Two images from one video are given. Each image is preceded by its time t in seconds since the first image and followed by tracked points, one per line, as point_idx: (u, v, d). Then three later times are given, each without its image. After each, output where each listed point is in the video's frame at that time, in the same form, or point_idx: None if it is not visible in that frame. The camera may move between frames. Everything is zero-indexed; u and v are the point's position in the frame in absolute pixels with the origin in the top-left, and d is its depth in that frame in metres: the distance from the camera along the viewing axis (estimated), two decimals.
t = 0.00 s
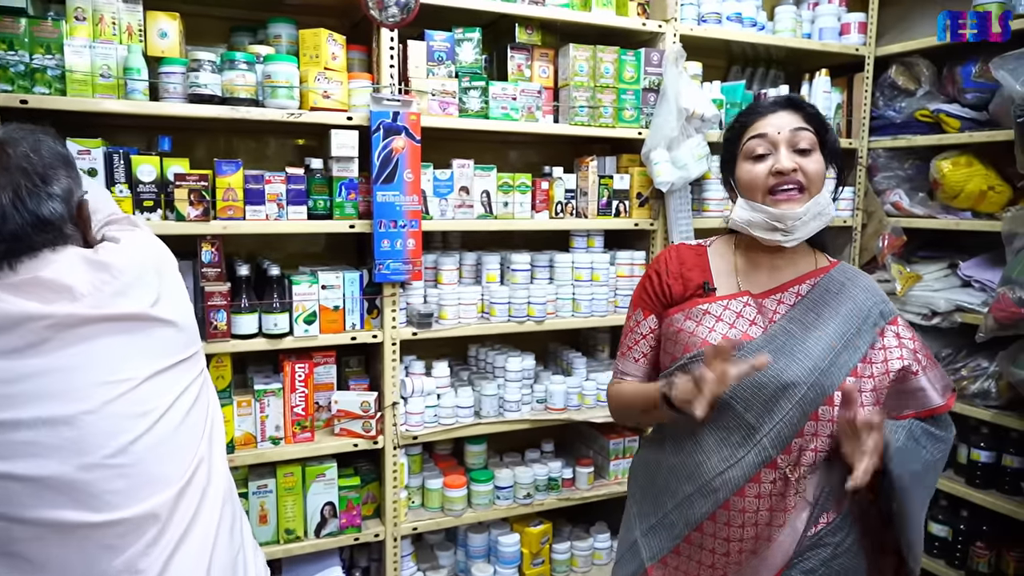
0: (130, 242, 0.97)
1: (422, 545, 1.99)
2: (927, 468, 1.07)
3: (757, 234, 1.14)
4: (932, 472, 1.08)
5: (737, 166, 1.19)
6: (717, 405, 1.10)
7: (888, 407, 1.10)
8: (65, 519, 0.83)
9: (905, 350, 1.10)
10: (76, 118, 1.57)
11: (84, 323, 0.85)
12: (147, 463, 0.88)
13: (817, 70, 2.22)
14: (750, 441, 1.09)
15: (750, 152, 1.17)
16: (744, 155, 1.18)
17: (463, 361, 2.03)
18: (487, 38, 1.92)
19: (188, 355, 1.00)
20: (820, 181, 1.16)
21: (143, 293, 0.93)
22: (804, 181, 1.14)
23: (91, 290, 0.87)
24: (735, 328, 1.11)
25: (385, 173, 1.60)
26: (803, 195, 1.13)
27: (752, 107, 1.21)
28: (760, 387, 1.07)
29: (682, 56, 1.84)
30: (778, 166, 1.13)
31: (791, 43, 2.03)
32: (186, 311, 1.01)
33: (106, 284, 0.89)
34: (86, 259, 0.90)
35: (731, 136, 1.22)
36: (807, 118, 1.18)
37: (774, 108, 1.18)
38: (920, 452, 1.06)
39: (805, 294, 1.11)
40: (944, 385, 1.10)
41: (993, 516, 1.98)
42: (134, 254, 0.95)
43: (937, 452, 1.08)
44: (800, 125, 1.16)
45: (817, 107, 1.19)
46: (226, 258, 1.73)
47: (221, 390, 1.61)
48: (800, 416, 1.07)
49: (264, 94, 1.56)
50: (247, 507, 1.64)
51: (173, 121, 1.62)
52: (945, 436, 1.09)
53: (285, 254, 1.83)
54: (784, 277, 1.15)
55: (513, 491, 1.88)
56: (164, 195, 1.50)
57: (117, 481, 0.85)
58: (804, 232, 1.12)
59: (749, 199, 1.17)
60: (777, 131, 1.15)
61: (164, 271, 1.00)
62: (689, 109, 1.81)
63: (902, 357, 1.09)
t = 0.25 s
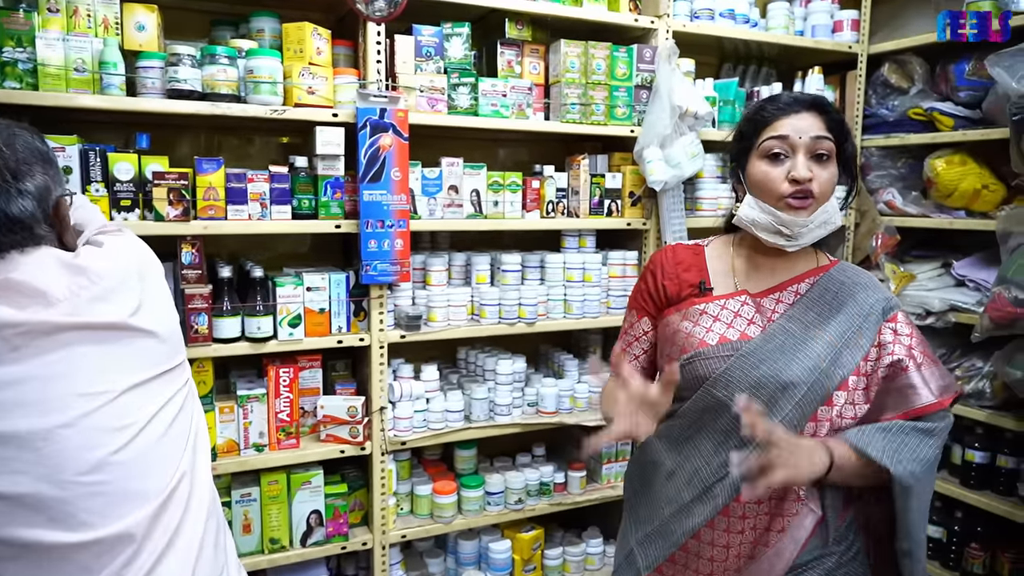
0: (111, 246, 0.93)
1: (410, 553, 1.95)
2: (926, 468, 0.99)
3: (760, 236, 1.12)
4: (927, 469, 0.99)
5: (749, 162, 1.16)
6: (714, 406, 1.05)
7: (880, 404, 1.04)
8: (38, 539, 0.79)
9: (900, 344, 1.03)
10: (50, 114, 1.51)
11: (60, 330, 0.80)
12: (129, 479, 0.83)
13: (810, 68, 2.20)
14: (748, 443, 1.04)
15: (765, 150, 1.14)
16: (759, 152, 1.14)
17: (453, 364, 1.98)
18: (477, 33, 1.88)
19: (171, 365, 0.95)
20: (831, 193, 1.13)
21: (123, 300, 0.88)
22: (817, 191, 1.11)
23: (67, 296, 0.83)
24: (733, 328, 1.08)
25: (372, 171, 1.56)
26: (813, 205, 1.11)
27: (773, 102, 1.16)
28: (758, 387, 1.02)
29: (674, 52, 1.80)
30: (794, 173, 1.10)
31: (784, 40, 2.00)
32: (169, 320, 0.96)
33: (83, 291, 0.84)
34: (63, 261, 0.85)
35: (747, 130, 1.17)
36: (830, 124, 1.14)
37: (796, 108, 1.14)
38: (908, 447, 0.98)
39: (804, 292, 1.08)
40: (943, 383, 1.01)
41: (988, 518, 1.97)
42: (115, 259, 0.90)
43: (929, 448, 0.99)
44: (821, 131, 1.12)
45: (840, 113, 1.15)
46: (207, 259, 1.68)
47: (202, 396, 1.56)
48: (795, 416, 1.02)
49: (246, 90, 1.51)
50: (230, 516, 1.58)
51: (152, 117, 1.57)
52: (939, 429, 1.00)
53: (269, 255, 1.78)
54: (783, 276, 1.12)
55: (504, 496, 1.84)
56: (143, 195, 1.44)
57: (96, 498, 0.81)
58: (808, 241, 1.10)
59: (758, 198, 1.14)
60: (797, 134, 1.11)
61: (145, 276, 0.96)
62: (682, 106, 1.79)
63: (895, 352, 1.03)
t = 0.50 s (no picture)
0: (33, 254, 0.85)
1: (360, 563, 1.89)
2: (876, 470, 1.03)
3: (708, 224, 1.10)
4: (880, 473, 1.03)
5: (698, 152, 1.16)
6: (668, 414, 1.03)
7: (831, 406, 1.06)
8: None
9: (854, 347, 1.04)
10: None
11: None
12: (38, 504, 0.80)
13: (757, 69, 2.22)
14: (702, 451, 1.02)
15: (712, 139, 1.14)
16: (706, 142, 1.15)
17: (402, 368, 1.93)
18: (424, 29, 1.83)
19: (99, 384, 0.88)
20: (777, 181, 1.12)
21: (44, 315, 0.81)
22: (762, 176, 1.10)
23: None
24: (688, 333, 1.06)
25: (315, 170, 1.50)
26: (760, 190, 1.10)
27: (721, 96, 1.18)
28: (713, 393, 1.00)
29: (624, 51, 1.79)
30: (737, 157, 1.10)
31: (732, 40, 2.01)
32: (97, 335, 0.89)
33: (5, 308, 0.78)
34: None
35: (698, 123, 1.19)
36: (776, 115, 1.15)
37: (743, 99, 1.15)
38: (863, 453, 1.02)
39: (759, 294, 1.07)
40: (893, 386, 1.04)
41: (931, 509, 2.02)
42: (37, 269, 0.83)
43: (881, 451, 1.04)
44: (767, 120, 1.13)
45: (786, 106, 1.16)
46: (139, 263, 1.59)
47: (134, 408, 1.46)
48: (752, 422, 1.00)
49: (179, 84, 1.43)
50: (166, 534, 1.50)
51: (77, 112, 1.47)
52: (890, 432, 1.04)
53: (207, 258, 1.70)
54: (736, 279, 1.11)
55: (456, 502, 1.80)
56: (67, 195, 1.35)
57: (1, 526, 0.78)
58: (759, 228, 1.08)
59: (706, 186, 1.13)
60: (742, 121, 1.12)
61: (74, 286, 0.88)
62: (632, 105, 1.78)
63: (850, 357, 1.03)
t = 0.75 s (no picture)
0: None
1: None
2: (812, 467, 1.03)
3: (639, 232, 1.10)
4: (818, 472, 1.04)
5: (627, 158, 1.14)
6: (602, 409, 1.02)
7: (764, 401, 1.06)
8: None
9: (784, 341, 1.04)
10: None
11: None
12: None
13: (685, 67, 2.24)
14: (637, 446, 1.01)
15: (640, 145, 1.12)
16: (635, 148, 1.12)
17: (331, 372, 1.86)
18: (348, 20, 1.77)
19: None
20: (706, 188, 1.11)
21: None
22: (690, 187, 1.09)
23: None
24: (621, 327, 1.05)
25: (232, 166, 1.41)
26: (686, 202, 1.09)
27: (648, 94, 1.14)
28: (646, 387, 0.99)
29: (554, 47, 1.77)
30: (665, 168, 1.08)
31: (660, 38, 2.02)
32: None
33: None
34: None
35: (628, 125, 1.15)
36: (705, 117, 1.11)
37: (671, 101, 1.11)
38: (799, 452, 1.02)
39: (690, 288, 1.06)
40: (823, 379, 1.04)
41: (853, 495, 2.09)
42: None
43: (818, 448, 1.04)
44: (695, 125, 1.10)
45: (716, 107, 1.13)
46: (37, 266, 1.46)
47: (33, 423, 1.35)
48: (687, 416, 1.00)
49: (79, 71, 1.32)
50: (72, 558, 1.39)
51: None
52: (825, 429, 1.04)
53: (115, 259, 1.59)
54: (669, 274, 1.10)
55: (388, 510, 1.75)
56: None
57: None
58: (683, 237, 1.08)
59: (634, 194, 1.12)
60: (670, 128, 1.09)
61: None
62: (563, 101, 1.76)
63: (780, 351, 1.03)
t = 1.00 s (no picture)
0: None
1: None
2: (784, 467, 1.04)
3: (605, 230, 1.09)
4: (788, 471, 1.05)
5: (596, 155, 1.11)
6: (575, 417, 0.99)
7: (734, 402, 1.05)
8: None
9: (753, 342, 1.04)
10: None
11: None
12: None
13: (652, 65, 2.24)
14: (611, 453, 0.99)
15: (609, 142, 1.09)
16: (604, 145, 1.10)
17: (294, 376, 1.81)
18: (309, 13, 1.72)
19: None
20: (675, 187, 1.09)
21: None
22: (659, 186, 1.07)
23: None
24: (592, 331, 1.04)
25: (189, 163, 1.36)
26: (655, 202, 1.07)
27: (621, 91, 1.12)
28: (619, 393, 0.97)
29: (521, 43, 1.75)
30: (633, 168, 1.06)
31: (627, 36, 2.02)
32: None
33: None
34: None
35: (596, 121, 1.13)
36: (675, 116, 1.09)
37: (642, 99, 1.09)
38: (769, 452, 1.02)
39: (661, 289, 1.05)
40: (792, 379, 1.05)
41: (819, 491, 2.11)
42: None
43: (787, 448, 1.05)
44: (666, 124, 1.07)
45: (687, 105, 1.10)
46: None
47: None
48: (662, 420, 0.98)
49: (22, 63, 1.26)
50: None
51: None
52: (794, 428, 1.05)
53: (65, 261, 1.52)
54: (638, 275, 1.09)
55: (355, 516, 1.71)
56: None
57: None
58: (650, 237, 1.07)
59: (602, 193, 1.10)
60: (641, 127, 1.06)
61: None
62: (531, 98, 1.73)
63: (751, 352, 1.04)
